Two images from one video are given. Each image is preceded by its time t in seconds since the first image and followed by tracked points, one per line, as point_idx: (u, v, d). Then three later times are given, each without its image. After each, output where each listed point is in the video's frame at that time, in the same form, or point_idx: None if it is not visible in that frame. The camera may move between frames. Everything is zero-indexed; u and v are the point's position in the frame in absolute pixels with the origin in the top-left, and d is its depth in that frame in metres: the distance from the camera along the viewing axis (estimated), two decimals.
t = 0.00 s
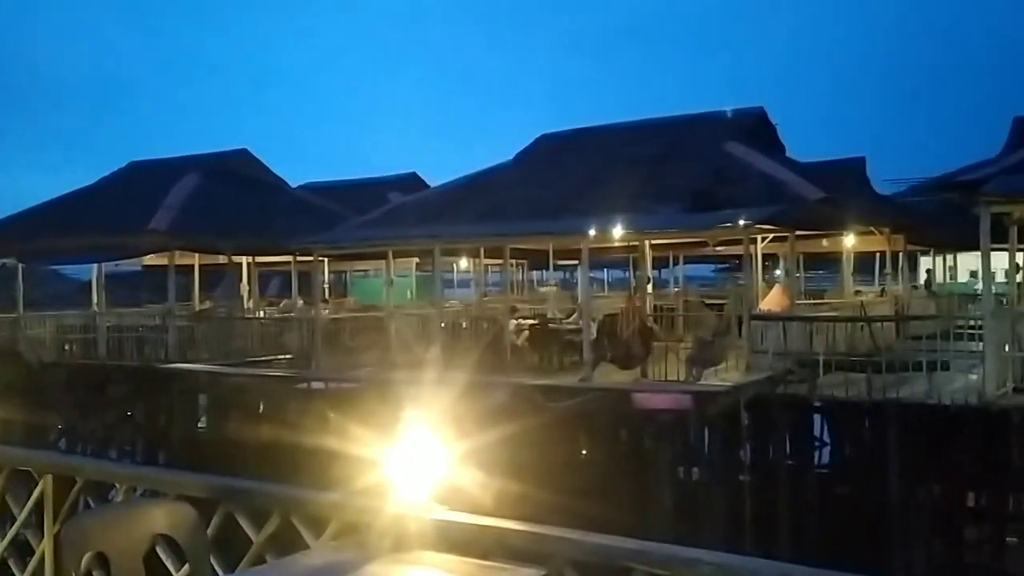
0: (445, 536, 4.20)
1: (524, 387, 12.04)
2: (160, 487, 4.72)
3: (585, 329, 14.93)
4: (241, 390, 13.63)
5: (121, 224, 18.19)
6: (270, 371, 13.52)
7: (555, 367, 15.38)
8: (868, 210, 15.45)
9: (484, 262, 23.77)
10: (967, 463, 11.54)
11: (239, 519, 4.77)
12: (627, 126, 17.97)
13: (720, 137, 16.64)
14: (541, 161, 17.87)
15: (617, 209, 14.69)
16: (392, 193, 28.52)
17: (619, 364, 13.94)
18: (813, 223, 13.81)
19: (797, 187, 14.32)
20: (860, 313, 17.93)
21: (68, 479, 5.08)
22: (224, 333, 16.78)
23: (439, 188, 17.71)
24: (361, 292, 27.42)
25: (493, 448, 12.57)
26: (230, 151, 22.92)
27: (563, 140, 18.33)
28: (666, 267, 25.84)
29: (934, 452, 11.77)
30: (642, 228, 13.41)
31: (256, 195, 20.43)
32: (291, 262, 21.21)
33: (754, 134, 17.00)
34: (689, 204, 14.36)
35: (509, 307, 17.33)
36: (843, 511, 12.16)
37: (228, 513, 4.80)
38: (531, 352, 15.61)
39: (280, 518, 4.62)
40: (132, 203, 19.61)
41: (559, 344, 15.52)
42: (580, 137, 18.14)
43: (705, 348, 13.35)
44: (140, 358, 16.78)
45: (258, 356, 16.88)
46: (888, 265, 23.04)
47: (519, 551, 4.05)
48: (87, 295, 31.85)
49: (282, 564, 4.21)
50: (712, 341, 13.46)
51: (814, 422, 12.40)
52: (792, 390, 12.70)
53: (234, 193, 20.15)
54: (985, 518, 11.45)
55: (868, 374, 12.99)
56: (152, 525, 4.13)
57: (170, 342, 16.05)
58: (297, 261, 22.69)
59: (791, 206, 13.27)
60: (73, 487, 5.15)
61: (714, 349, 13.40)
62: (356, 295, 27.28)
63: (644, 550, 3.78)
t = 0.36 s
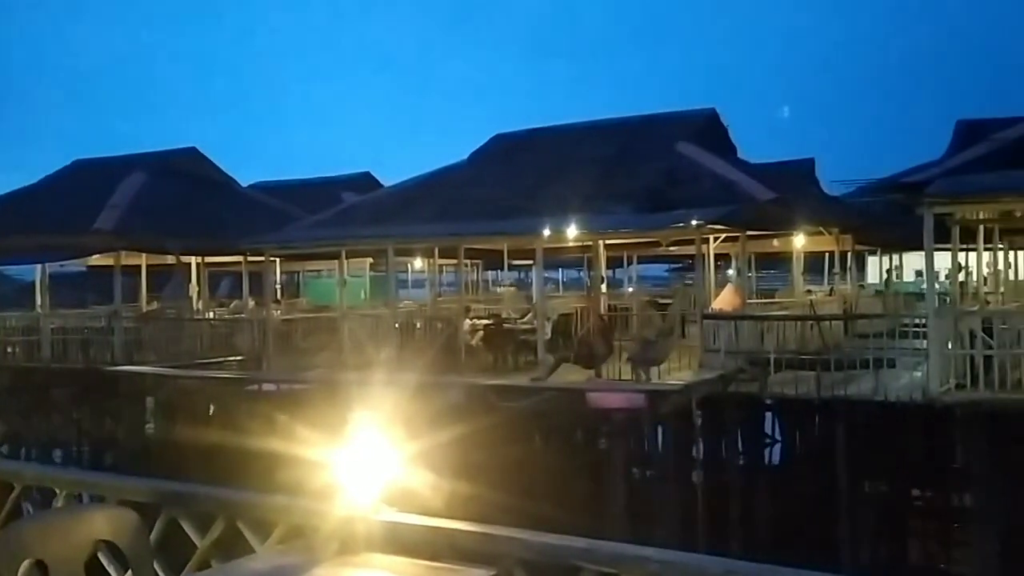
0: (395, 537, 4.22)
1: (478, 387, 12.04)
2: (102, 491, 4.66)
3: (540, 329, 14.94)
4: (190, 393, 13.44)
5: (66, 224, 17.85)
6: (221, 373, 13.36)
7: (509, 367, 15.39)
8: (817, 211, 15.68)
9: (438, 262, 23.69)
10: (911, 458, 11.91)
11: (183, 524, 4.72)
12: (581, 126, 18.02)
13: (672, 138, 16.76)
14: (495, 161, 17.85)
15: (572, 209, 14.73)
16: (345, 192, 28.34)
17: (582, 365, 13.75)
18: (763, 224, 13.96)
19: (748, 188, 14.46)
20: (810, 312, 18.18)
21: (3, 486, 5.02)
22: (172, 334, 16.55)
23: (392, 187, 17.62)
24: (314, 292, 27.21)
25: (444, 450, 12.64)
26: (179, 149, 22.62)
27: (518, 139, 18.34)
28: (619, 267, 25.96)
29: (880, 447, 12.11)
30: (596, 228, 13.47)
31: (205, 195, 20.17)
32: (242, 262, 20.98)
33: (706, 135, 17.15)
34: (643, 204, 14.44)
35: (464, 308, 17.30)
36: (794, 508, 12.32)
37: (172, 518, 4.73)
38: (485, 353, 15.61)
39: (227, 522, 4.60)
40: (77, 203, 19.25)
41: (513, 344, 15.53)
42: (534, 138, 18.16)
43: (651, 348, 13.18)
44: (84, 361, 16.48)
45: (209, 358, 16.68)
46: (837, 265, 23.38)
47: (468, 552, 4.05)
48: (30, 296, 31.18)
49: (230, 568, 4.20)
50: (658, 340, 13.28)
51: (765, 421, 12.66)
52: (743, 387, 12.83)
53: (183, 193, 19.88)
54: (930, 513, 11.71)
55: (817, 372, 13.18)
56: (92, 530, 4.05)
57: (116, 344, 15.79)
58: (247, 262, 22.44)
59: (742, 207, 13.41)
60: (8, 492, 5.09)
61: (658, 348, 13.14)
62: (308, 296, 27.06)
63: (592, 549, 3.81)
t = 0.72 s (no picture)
0: (335, 542, 4.29)
1: (428, 387, 12.02)
2: (38, 498, 4.74)
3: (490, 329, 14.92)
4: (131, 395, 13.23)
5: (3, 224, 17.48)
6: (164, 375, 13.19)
7: (459, 368, 15.37)
8: (763, 212, 15.90)
9: (388, 262, 23.59)
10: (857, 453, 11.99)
11: (120, 532, 4.81)
12: (531, 126, 18.04)
13: (622, 139, 16.86)
14: (445, 161, 17.82)
15: (522, 209, 14.75)
16: (294, 192, 28.11)
17: (536, 364, 13.76)
18: (710, 224, 14.10)
19: (696, 189, 14.59)
20: (756, 311, 18.42)
21: None
22: (113, 336, 16.30)
23: (341, 187, 17.51)
24: (262, 293, 26.97)
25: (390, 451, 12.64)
26: (121, 147, 22.26)
27: (468, 139, 18.34)
28: (569, 267, 26.08)
29: (826, 443, 12.17)
30: (546, 228, 13.52)
31: (149, 195, 19.87)
32: (187, 262, 20.71)
33: (655, 136, 17.29)
34: (592, 205, 14.50)
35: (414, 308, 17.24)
36: (740, 505, 12.51)
37: (110, 525, 4.86)
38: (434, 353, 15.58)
39: (163, 529, 4.71)
40: (15, 202, 18.86)
41: (464, 344, 15.51)
42: (484, 138, 18.15)
43: (594, 348, 13.21)
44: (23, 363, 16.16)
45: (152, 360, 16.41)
46: (783, 265, 23.73)
47: (411, 554, 4.17)
48: None
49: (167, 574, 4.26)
50: (601, 341, 13.32)
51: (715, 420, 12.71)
52: (691, 386, 13.03)
53: (126, 192, 19.57)
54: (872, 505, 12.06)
55: (763, 371, 13.35)
56: (27, 538, 4.50)
57: (55, 346, 15.50)
58: (192, 262, 22.16)
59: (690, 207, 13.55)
60: None
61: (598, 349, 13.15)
62: (256, 297, 26.83)
63: (535, 549, 4.02)
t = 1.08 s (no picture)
0: (282, 545, 4.27)
1: (381, 388, 11.97)
2: None
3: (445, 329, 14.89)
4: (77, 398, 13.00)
5: None
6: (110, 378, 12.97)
7: (413, 368, 15.32)
8: (715, 212, 16.06)
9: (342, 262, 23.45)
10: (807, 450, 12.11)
11: (61, 537, 4.79)
12: (485, 126, 18.01)
13: (576, 140, 16.91)
14: (399, 161, 17.73)
15: (476, 209, 14.74)
16: (245, 191, 27.81)
17: (491, 365, 13.74)
18: (663, 224, 14.19)
19: (649, 190, 14.67)
20: (709, 311, 18.60)
21: None
22: (58, 338, 16.00)
23: (293, 186, 17.35)
24: (213, 293, 26.65)
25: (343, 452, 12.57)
26: (66, 145, 21.85)
27: (421, 139, 18.27)
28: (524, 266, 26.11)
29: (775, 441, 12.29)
30: (501, 228, 13.52)
31: (95, 194, 19.54)
32: (135, 263, 20.40)
33: (608, 136, 17.37)
34: (546, 205, 14.53)
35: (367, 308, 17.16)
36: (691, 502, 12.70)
37: (51, 531, 4.83)
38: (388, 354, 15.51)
39: (106, 534, 4.67)
40: None
41: (418, 345, 15.43)
42: (438, 138, 18.08)
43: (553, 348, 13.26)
44: None
45: (99, 363, 16.08)
46: (735, 265, 23.97)
47: (361, 556, 4.16)
48: None
49: None
50: (562, 340, 13.34)
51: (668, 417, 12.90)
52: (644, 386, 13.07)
53: (71, 191, 19.22)
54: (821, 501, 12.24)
55: (714, 370, 13.47)
56: None
57: None
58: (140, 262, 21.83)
59: (643, 207, 13.63)
60: None
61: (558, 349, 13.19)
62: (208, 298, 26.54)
63: (484, 549, 4.03)
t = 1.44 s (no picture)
0: (214, 550, 4.22)
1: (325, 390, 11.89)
2: None
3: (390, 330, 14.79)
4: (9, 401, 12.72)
5: None
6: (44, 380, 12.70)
7: (358, 370, 15.23)
8: (659, 214, 16.22)
9: (286, 262, 23.22)
10: (748, 450, 12.24)
11: None
12: (430, 125, 17.93)
13: (521, 141, 16.92)
14: (342, 160, 17.58)
15: (421, 209, 14.67)
16: (185, 189, 27.39)
17: (428, 365, 13.83)
18: (608, 225, 14.27)
19: (594, 191, 14.72)
20: (652, 311, 18.77)
21: None
22: None
23: (235, 184, 17.13)
24: (153, 293, 26.22)
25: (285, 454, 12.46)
26: None
27: (365, 138, 18.16)
28: (469, 267, 26.09)
29: (718, 441, 12.37)
30: (446, 228, 13.49)
31: (29, 192, 19.10)
32: (71, 262, 19.98)
33: (553, 137, 17.43)
34: (491, 206, 14.52)
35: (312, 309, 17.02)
36: (635, 501, 12.84)
37: None
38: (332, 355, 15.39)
39: (33, 541, 4.59)
40: None
41: (362, 346, 15.35)
42: (382, 137, 17.98)
43: (502, 349, 13.21)
44: None
45: (34, 365, 15.71)
46: (679, 266, 24.22)
47: (297, 561, 4.13)
48: None
49: None
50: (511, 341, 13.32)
51: (613, 418, 12.72)
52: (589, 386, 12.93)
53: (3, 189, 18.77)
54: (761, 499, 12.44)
55: (658, 369, 13.59)
56: None
57: None
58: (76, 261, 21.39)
59: (588, 208, 13.70)
60: None
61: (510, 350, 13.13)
62: (149, 301, 25.90)
63: (422, 551, 4.01)
